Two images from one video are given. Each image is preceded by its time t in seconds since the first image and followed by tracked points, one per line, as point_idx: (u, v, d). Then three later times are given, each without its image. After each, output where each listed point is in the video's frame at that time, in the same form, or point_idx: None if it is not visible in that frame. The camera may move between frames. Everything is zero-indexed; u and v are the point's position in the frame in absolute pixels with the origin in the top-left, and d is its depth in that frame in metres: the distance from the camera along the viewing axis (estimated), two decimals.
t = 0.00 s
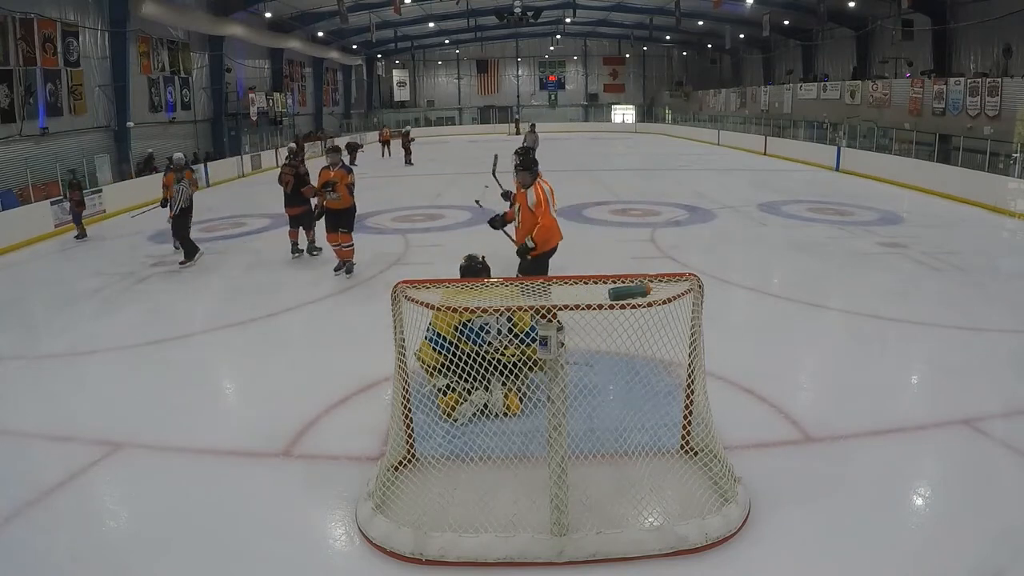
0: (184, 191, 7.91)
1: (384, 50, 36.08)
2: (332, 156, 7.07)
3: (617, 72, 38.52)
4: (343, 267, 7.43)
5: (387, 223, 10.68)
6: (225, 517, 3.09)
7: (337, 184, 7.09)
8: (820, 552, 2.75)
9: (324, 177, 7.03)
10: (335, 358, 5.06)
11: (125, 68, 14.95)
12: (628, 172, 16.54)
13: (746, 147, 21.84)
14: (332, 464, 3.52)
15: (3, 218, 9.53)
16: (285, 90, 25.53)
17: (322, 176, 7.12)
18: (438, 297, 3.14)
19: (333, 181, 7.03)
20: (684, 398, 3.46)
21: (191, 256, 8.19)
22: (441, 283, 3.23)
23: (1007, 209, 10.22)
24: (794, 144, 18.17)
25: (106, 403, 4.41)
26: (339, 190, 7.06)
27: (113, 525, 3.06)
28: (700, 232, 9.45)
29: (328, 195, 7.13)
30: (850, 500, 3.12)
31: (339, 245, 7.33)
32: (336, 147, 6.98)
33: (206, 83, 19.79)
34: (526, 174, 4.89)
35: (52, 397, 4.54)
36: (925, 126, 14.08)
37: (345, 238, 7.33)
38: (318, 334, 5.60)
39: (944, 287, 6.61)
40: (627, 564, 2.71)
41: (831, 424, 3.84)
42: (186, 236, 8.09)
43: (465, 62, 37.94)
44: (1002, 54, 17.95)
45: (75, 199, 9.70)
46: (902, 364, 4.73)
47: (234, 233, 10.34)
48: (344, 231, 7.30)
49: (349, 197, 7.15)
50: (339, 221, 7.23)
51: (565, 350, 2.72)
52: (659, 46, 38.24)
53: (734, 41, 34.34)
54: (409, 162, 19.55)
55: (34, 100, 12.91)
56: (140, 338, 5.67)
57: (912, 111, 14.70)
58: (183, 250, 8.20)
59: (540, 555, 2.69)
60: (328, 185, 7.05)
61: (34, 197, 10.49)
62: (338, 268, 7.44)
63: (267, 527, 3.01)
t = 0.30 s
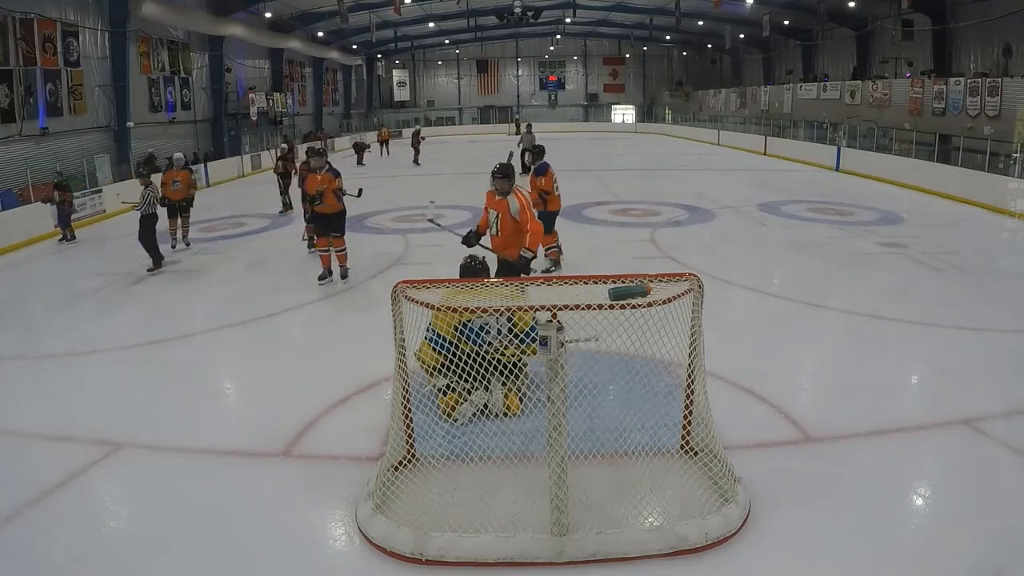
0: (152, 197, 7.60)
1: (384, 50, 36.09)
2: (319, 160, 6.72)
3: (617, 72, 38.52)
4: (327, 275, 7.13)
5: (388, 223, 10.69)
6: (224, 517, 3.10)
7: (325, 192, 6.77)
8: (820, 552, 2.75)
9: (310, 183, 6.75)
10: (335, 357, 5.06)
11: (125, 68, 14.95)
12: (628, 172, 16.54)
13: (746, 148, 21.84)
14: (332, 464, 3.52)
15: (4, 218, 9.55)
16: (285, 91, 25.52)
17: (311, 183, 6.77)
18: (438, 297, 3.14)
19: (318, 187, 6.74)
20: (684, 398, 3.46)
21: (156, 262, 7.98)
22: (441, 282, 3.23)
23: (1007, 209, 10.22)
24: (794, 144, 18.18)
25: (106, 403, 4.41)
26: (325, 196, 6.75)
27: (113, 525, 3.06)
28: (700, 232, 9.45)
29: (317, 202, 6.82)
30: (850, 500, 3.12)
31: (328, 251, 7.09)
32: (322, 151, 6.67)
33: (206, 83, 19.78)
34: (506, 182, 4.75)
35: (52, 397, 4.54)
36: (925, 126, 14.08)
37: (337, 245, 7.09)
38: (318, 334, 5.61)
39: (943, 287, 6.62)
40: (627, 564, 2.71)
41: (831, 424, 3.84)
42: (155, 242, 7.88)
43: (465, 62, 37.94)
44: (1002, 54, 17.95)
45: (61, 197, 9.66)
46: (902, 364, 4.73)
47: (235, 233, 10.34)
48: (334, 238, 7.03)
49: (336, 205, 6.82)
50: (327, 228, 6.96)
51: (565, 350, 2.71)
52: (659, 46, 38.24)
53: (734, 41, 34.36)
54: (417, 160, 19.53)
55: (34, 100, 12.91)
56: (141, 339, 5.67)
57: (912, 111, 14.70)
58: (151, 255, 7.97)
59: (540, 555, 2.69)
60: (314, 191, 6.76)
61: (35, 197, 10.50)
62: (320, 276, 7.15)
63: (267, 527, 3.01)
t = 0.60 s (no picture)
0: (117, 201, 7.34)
1: (384, 50, 36.10)
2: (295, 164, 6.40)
3: (617, 72, 38.52)
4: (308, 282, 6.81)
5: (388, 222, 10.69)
6: (224, 517, 3.10)
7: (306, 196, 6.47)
8: (819, 552, 2.75)
9: (289, 189, 6.43)
10: (336, 358, 5.06)
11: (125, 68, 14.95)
12: (628, 172, 16.54)
13: (746, 147, 21.82)
14: (332, 464, 3.52)
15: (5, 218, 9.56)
16: (285, 91, 25.51)
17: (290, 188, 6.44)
18: (438, 297, 3.14)
19: (297, 191, 6.42)
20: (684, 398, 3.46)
21: (121, 269, 7.65)
22: (441, 282, 3.23)
23: (1007, 209, 10.22)
24: (794, 144, 18.17)
25: (106, 403, 4.41)
26: (306, 199, 6.45)
27: (113, 525, 3.06)
28: (700, 232, 9.45)
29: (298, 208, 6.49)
30: (850, 500, 3.11)
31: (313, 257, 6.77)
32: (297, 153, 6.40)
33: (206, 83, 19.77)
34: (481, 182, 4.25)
35: (52, 397, 4.54)
36: (925, 126, 14.08)
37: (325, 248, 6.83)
38: (318, 334, 5.61)
39: (943, 286, 6.62)
40: (627, 564, 2.71)
41: (831, 424, 3.84)
42: (122, 248, 7.62)
43: (465, 62, 37.94)
44: (1002, 54, 17.95)
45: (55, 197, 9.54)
46: (902, 364, 4.73)
47: (235, 233, 10.34)
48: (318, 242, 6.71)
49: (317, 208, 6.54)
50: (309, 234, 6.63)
51: (565, 350, 2.71)
52: (659, 46, 38.24)
53: (734, 41, 34.36)
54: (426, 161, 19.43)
55: (34, 100, 12.91)
56: (140, 339, 5.66)
57: (912, 111, 14.70)
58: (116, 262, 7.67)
59: (540, 555, 2.69)
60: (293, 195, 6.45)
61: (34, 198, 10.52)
62: (302, 283, 6.82)
63: (267, 527, 3.01)
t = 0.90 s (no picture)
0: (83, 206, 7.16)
1: (384, 50, 36.10)
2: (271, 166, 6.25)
3: (617, 72, 38.52)
4: (289, 288, 6.67)
5: (388, 223, 10.67)
6: (224, 517, 3.10)
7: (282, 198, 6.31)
8: (819, 552, 2.75)
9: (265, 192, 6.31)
10: (336, 358, 5.06)
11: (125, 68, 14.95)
12: (628, 172, 16.54)
13: (746, 147, 21.83)
14: (332, 464, 3.52)
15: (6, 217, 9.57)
16: (285, 91, 25.50)
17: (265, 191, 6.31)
18: (437, 297, 3.14)
19: (275, 194, 6.27)
20: (684, 398, 3.46)
21: (84, 275, 7.45)
22: (441, 282, 3.23)
23: (1007, 209, 10.22)
24: (794, 144, 18.17)
25: (106, 403, 4.40)
26: (283, 202, 6.29)
27: (113, 525, 3.06)
28: (700, 232, 9.45)
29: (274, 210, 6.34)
30: (850, 500, 3.11)
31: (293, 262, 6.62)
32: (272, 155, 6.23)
33: (206, 83, 19.77)
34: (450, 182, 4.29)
35: (53, 397, 4.54)
36: (925, 126, 14.08)
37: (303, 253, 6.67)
38: (317, 335, 5.61)
39: (943, 287, 6.62)
40: (627, 564, 2.71)
41: (831, 424, 3.84)
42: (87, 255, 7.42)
43: (465, 62, 37.94)
44: (1002, 54, 17.95)
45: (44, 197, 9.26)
46: (902, 364, 4.73)
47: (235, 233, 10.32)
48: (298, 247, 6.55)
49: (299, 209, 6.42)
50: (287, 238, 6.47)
51: (565, 350, 2.71)
52: (658, 46, 38.24)
53: (734, 41, 34.37)
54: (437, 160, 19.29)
55: (34, 100, 12.91)
56: (140, 339, 5.66)
57: (912, 111, 14.70)
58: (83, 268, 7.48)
59: (540, 555, 2.69)
60: (270, 200, 6.28)
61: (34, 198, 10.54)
62: (285, 289, 6.67)
63: (267, 527, 3.01)
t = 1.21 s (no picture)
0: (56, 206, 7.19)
1: (384, 50, 36.10)
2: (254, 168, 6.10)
3: (617, 72, 38.51)
4: (273, 294, 6.44)
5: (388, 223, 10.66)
6: (224, 517, 3.10)
7: (265, 201, 6.12)
8: (819, 552, 2.75)
9: (247, 194, 6.10)
10: (336, 358, 5.05)
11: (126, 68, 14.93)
12: (628, 172, 16.54)
13: (746, 147, 21.82)
14: (332, 464, 3.52)
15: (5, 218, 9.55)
16: (285, 91, 25.50)
17: (246, 194, 6.11)
18: (437, 298, 3.14)
19: (258, 197, 6.08)
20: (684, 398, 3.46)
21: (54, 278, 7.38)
22: (440, 282, 3.23)
23: (1007, 209, 10.22)
24: (794, 144, 18.17)
25: (106, 403, 4.40)
26: (266, 206, 6.10)
27: (113, 525, 3.06)
28: (700, 232, 9.45)
29: (256, 214, 6.11)
30: (849, 500, 3.12)
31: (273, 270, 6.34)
32: (255, 158, 6.06)
33: (206, 83, 19.76)
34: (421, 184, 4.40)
35: (52, 397, 4.54)
36: (925, 126, 14.08)
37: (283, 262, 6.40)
38: (317, 335, 5.61)
39: (943, 286, 6.62)
40: (627, 564, 2.71)
41: (831, 424, 3.84)
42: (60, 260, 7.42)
43: (465, 62, 37.94)
44: (1002, 54, 17.95)
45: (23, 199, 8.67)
46: (902, 364, 4.73)
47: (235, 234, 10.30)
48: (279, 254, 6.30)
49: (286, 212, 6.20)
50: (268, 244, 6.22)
51: (565, 350, 2.71)
52: (659, 46, 38.23)
53: (734, 41, 34.37)
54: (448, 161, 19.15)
55: (34, 100, 12.92)
56: (140, 338, 5.66)
57: (912, 111, 14.70)
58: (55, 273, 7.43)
59: (540, 555, 2.69)
60: (251, 204, 6.09)
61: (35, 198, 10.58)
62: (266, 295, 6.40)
63: (267, 527, 3.01)
